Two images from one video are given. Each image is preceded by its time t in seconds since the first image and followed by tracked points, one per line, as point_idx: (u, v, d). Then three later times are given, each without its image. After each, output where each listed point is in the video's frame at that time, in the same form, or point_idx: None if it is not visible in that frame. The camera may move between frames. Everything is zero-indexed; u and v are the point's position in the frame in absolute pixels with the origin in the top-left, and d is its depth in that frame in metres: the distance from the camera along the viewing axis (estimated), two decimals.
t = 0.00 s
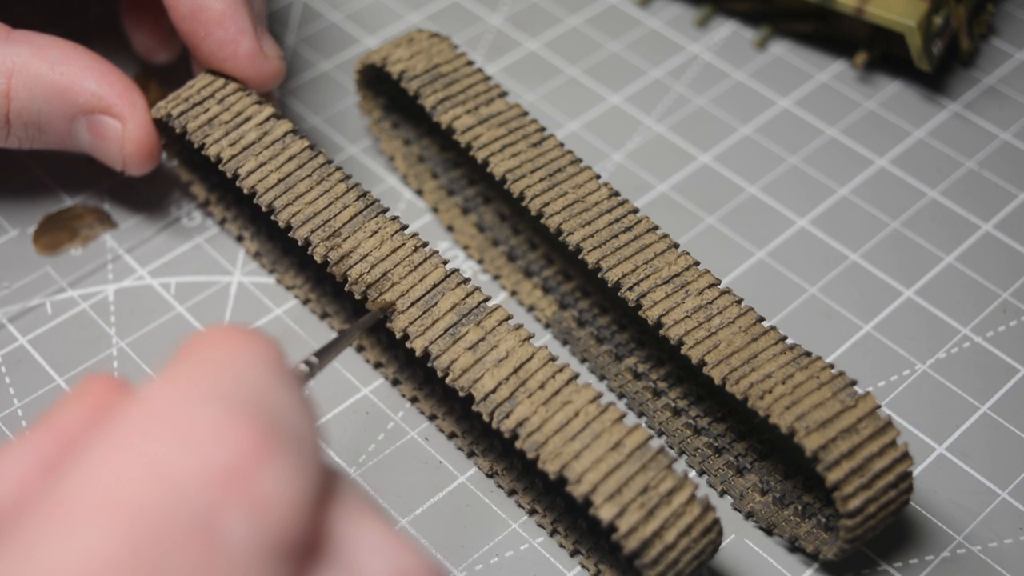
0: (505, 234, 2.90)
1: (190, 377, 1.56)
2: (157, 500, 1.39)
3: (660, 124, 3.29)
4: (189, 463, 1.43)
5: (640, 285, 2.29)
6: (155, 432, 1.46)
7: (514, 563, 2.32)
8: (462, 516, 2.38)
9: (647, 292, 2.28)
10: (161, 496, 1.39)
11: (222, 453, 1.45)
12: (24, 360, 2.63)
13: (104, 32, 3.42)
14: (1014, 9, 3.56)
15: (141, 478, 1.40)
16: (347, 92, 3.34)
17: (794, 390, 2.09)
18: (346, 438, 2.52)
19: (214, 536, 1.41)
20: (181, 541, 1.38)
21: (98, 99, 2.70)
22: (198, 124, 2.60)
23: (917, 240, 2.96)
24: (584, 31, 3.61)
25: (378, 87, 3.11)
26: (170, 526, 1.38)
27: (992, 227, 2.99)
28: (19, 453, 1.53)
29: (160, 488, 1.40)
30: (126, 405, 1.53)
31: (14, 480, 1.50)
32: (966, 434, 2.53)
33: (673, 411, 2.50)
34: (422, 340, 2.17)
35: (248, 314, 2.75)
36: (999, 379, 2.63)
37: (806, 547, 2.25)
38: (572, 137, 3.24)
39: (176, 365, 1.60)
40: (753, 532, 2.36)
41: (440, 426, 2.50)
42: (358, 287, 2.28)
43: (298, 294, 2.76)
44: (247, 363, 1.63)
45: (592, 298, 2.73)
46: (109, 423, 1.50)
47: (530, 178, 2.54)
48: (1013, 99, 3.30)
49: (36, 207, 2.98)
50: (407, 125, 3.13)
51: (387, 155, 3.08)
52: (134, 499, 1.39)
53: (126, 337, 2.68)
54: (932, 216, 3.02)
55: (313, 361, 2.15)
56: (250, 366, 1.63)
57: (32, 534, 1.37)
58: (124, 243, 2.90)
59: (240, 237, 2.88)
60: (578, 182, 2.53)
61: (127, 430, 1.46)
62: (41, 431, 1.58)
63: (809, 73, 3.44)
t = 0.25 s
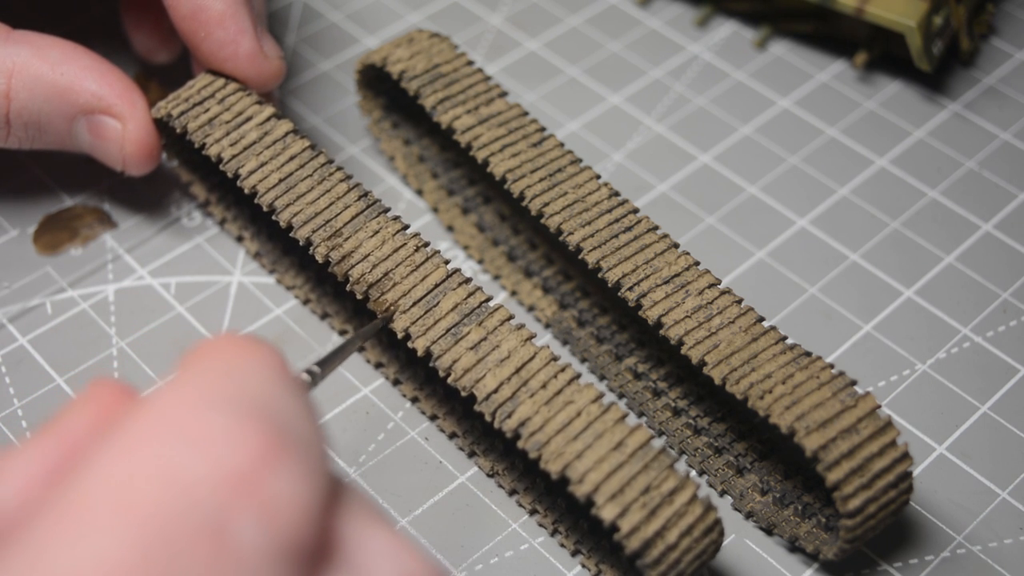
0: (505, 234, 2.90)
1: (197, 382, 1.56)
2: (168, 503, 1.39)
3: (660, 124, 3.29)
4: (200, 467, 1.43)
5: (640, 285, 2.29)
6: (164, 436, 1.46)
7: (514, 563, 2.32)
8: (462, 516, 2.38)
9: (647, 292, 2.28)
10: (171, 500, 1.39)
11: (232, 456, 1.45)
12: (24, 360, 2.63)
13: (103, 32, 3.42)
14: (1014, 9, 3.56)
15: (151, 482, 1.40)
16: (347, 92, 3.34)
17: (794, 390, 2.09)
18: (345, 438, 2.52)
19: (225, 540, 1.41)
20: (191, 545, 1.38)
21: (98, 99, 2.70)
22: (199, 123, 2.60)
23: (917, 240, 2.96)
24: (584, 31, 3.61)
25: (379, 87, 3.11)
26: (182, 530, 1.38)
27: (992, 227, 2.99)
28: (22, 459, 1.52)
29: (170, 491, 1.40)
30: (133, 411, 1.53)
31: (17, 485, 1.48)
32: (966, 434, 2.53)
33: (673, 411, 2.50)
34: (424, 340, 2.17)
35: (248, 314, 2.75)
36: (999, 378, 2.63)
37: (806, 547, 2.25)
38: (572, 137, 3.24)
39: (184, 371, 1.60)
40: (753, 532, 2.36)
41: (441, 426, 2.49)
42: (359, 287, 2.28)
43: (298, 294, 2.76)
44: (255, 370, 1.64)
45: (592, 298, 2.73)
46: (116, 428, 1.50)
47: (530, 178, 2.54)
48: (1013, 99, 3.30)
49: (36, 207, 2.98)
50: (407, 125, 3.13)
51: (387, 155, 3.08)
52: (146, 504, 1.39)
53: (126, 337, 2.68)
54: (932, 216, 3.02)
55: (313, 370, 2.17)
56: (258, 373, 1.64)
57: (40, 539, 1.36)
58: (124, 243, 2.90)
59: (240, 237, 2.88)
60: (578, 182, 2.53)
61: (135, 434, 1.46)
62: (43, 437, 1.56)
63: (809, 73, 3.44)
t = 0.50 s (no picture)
0: (505, 234, 2.90)
1: (210, 388, 1.57)
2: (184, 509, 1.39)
3: (660, 124, 3.29)
4: (215, 472, 1.44)
5: (640, 285, 2.29)
6: (178, 442, 1.46)
7: (515, 563, 2.32)
8: (463, 516, 2.38)
9: (647, 292, 2.28)
10: (186, 506, 1.39)
11: (247, 462, 1.46)
12: (24, 360, 2.63)
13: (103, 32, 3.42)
14: (1013, 9, 3.56)
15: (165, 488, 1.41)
16: (347, 92, 3.34)
17: (794, 390, 2.09)
18: (345, 439, 2.51)
19: (239, 545, 1.41)
20: (206, 550, 1.38)
21: (98, 99, 2.70)
22: (199, 123, 2.60)
23: (917, 240, 2.96)
24: (584, 31, 3.61)
25: (378, 87, 3.11)
26: (196, 535, 1.38)
27: (992, 227, 2.99)
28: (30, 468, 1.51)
29: (185, 498, 1.40)
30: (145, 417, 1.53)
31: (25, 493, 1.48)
32: (966, 434, 2.53)
33: (673, 411, 2.49)
34: (427, 339, 2.17)
35: (248, 314, 2.75)
36: (999, 379, 2.63)
37: (806, 547, 2.25)
38: (572, 137, 3.24)
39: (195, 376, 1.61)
40: (753, 532, 2.36)
41: (443, 425, 2.49)
42: (362, 286, 2.28)
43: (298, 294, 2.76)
44: (264, 375, 1.64)
45: (592, 298, 2.73)
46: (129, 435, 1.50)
47: (530, 178, 2.54)
48: (1013, 100, 3.30)
49: (36, 207, 2.98)
50: (407, 125, 3.13)
51: (387, 155, 3.08)
52: (159, 511, 1.39)
53: (126, 337, 2.68)
54: (932, 216, 3.02)
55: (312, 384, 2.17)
56: (267, 378, 1.64)
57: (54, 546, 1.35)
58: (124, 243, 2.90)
59: (240, 237, 2.88)
60: (578, 182, 2.53)
61: (149, 440, 1.46)
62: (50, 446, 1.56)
63: (809, 73, 3.44)
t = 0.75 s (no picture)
0: (505, 234, 2.90)
1: (223, 392, 1.57)
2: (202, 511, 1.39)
3: (660, 124, 3.29)
4: (232, 475, 1.44)
5: (640, 285, 2.29)
6: (195, 444, 1.46)
7: (514, 564, 2.32)
8: (462, 516, 2.38)
9: (647, 292, 2.28)
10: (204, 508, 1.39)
11: (264, 464, 1.47)
12: (24, 360, 2.63)
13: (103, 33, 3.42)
14: (1014, 9, 3.56)
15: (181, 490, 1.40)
16: (347, 92, 3.34)
17: (794, 390, 2.09)
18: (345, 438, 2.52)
19: (257, 548, 1.41)
20: (224, 553, 1.37)
21: (99, 98, 2.70)
22: (201, 122, 2.59)
23: (917, 240, 2.96)
24: (584, 31, 3.61)
25: (379, 87, 3.11)
26: (217, 538, 1.38)
27: (992, 227, 2.99)
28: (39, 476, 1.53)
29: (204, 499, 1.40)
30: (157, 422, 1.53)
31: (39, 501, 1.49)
32: (966, 434, 2.53)
33: (673, 411, 2.49)
34: (426, 339, 2.17)
35: (248, 314, 2.75)
36: (999, 379, 2.63)
37: (806, 547, 2.25)
38: (572, 137, 3.24)
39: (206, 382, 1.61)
40: (753, 532, 2.36)
41: (442, 426, 2.49)
42: (361, 286, 2.28)
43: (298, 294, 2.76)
44: (274, 378, 1.65)
45: (592, 298, 2.73)
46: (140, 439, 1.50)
47: (530, 178, 2.54)
48: (1013, 99, 3.30)
49: (36, 207, 2.98)
50: (407, 125, 3.13)
51: (387, 155, 3.08)
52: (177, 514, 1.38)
53: (126, 337, 2.68)
54: (932, 217, 3.02)
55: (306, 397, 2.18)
56: (277, 382, 1.65)
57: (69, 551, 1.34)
58: (123, 243, 2.90)
59: (240, 237, 2.88)
60: (578, 182, 2.53)
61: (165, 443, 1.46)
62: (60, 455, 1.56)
63: (809, 73, 3.44)
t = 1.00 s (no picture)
0: (505, 234, 2.90)
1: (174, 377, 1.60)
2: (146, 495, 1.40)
3: (660, 124, 3.29)
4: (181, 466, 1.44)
5: (640, 285, 2.29)
6: (143, 429, 1.48)
7: (514, 564, 2.32)
8: (461, 517, 2.38)
9: (647, 291, 2.28)
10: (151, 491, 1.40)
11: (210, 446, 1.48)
12: (23, 360, 2.63)
13: (103, 33, 3.42)
14: (1014, 9, 3.56)
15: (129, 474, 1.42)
16: (347, 92, 3.34)
17: (794, 390, 2.09)
18: (345, 439, 2.52)
19: (211, 530, 1.41)
20: (176, 536, 1.38)
21: (99, 97, 2.70)
22: (202, 120, 2.60)
23: (917, 240, 2.96)
24: (584, 31, 3.61)
25: (379, 87, 3.11)
26: (160, 522, 1.38)
27: (992, 227, 2.99)
28: None
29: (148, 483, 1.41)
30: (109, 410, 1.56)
31: None
32: (966, 434, 2.53)
33: (673, 411, 2.49)
34: (428, 337, 2.17)
35: (248, 314, 2.75)
36: (999, 379, 2.63)
37: (806, 547, 2.25)
38: (572, 137, 3.24)
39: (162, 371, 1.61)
40: (753, 532, 2.36)
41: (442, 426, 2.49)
42: (363, 284, 2.28)
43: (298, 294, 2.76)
44: (226, 363, 1.68)
45: (592, 298, 2.73)
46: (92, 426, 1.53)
47: (530, 178, 2.54)
48: (1013, 100, 3.30)
49: (36, 207, 2.98)
50: (407, 125, 3.13)
51: (387, 155, 3.08)
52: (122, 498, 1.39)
53: (126, 337, 2.69)
54: (932, 217, 3.02)
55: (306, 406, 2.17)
56: (231, 366, 1.68)
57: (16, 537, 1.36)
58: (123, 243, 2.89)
59: (239, 237, 2.88)
60: (578, 182, 2.53)
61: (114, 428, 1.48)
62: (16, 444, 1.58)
63: (809, 73, 3.44)
